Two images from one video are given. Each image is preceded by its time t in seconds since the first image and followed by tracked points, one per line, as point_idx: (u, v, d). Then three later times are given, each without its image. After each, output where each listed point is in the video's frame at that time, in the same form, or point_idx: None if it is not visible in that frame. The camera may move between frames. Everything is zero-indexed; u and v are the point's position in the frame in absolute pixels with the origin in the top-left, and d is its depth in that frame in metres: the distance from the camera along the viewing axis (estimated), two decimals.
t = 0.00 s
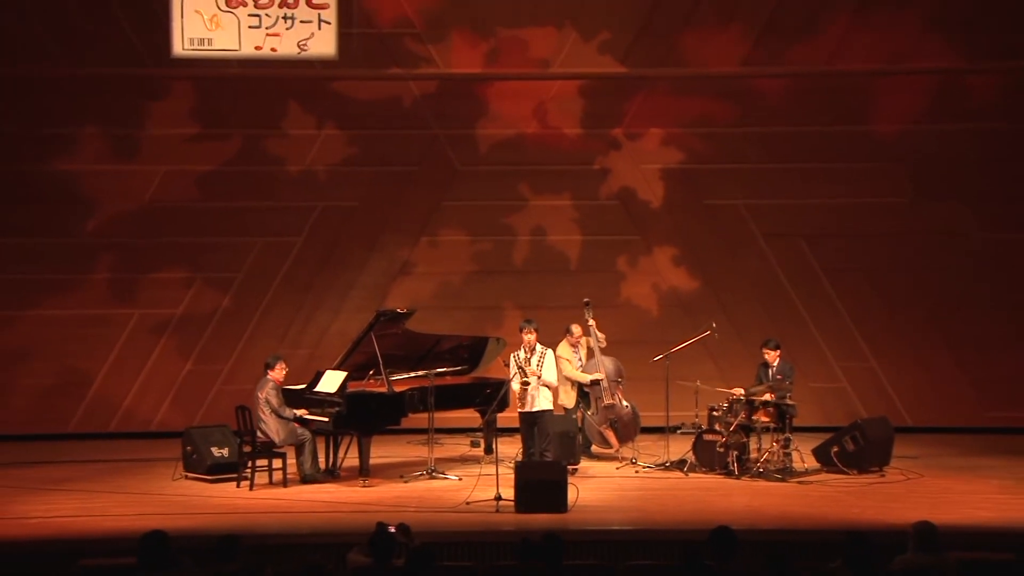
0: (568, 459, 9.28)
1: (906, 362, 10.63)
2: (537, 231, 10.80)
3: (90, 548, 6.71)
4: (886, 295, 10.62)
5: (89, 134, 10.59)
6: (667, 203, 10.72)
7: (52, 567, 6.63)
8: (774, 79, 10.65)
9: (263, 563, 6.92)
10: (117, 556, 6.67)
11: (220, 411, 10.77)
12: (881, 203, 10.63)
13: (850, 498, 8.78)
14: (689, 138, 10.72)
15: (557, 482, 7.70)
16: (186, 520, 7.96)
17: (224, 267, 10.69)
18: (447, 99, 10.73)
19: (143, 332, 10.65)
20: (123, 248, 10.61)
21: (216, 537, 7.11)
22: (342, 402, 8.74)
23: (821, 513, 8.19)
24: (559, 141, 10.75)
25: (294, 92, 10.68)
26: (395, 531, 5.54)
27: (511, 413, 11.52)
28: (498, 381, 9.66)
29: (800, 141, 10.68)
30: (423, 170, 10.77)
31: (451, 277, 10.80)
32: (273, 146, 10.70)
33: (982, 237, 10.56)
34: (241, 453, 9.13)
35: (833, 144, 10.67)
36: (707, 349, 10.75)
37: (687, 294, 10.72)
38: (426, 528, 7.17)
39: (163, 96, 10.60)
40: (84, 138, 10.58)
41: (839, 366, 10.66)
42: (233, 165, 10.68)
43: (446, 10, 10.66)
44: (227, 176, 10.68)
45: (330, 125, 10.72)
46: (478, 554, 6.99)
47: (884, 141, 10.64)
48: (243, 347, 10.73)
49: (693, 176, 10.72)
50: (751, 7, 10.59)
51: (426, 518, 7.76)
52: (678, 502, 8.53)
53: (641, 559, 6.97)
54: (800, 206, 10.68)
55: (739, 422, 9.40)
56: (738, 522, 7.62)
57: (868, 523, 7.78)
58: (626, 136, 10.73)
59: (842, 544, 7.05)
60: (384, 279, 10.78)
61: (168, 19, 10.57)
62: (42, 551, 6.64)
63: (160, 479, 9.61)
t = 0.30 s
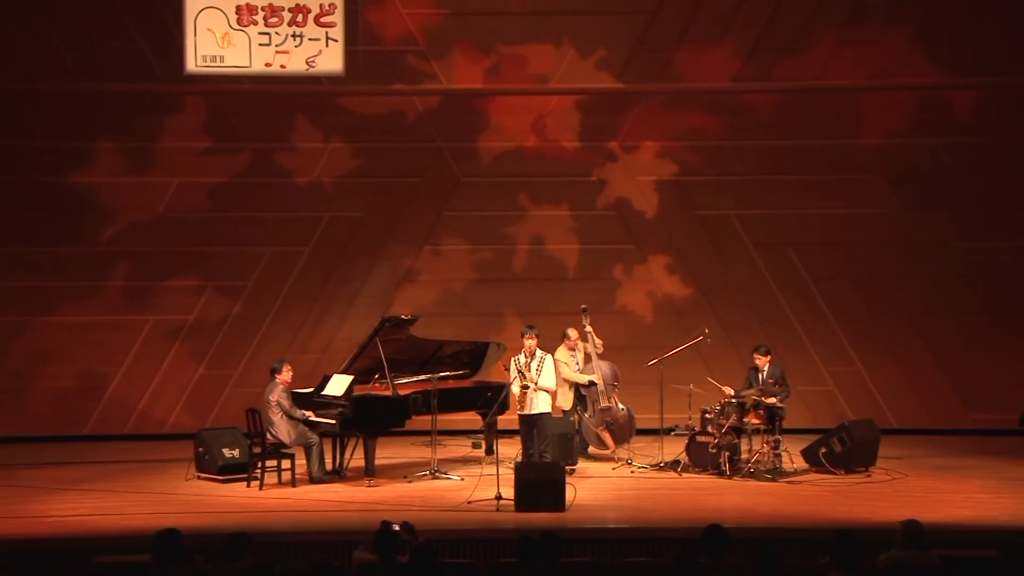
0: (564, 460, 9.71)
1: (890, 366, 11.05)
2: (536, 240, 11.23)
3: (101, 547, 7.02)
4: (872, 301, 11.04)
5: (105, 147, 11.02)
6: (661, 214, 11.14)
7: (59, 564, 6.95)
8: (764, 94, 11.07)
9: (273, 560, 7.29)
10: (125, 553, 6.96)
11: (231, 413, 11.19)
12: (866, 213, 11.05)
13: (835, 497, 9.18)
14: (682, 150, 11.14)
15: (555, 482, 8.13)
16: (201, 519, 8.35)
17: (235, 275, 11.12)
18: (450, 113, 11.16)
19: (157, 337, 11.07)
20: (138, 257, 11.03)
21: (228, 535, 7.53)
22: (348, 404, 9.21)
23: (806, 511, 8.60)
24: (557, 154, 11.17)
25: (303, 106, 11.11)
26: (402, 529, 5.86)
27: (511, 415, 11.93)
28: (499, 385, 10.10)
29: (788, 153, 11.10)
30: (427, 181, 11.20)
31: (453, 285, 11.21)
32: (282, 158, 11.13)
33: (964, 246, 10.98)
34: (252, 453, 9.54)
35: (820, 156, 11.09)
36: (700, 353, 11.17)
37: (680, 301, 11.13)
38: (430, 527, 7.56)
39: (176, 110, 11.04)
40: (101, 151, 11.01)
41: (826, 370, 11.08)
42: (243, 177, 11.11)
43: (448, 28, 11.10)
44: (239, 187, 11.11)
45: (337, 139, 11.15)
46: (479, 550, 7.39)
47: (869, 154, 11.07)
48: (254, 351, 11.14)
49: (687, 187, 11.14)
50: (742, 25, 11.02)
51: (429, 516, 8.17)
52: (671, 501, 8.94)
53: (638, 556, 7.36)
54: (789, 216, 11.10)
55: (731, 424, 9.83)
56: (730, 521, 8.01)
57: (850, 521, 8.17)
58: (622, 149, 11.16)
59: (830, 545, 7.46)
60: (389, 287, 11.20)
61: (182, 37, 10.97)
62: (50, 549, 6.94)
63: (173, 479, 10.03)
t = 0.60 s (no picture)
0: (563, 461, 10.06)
1: (876, 370, 11.48)
2: (535, 249, 11.66)
3: (117, 543, 7.41)
4: (858, 308, 11.46)
5: (121, 159, 11.45)
6: (655, 223, 11.57)
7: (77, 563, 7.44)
8: (754, 108, 11.51)
9: (283, 555, 7.70)
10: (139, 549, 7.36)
11: (241, 415, 11.62)
12: (853, 223, 11.48)
13: (820, 496, 9.61)
14: (675, 162, 11.57)
15: (554, 482, 8.57)
16: (214, 518, 8.76)
17: (245, 283, 11.55)
18: (452, 126, 11.60)
19: (170, 342, 11.51)
20: (152, 265, 11.47)
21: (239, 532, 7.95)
22: (355, 407, 9.65)
23: (792, 509, 9.02)
24: (556, 165, 11.60)
25: (311, 120, 11.55)
26: (405, 527, 6.23)
27: (511, 417, 12.36)
28: (498, 388, 10.59)
29: (778, 165, 11.53)
30: (430, 192, 11.63)
31: (455, 292, 11.64)
32: (291, 170, 11.56)
33: (947, 255, 11.41)
34: (261, 454, 9.97)
35: (809, 168, 11.52)
36: (693, 357, 11.60)
37: (673, 307, 11.57)
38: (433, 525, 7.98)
39: (189, 124, 11.48)
40: (116, 163, 11.44)
41: (814, 374, 11.51)
42: (253, 188, 11.54)
43: (451, 45, 11.54)
44: (249, 198, 11.54)
45: (344, 151, 11.59)
46: (480, 547, 7.79)
47: (856, 166, 11.50)
48: (263, 356, 11.57)
49: (680, 198, 11.57)
50: (733, 42, 11.45)
51: (432, 515, 8.60)
52: (664, 500, 9.37)
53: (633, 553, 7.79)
54: (779, 226, 11.53)
55: (723, 426, 10.30)
56: (721, 519, 8.45)
57: (833, 520, 8.58)
58: (618, 161, 11.58)
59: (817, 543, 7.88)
60: (393, 294, 11.63)
61: (195, 53, 11.37)
62: (69, 545, 7.37)
63: (186, 479, 10.45)
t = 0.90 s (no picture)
0: (562, 465, 10.49)
1: (864, 378, 11.89)
2: (535, 260, 12.09)
3: (134, 544, 7.79)
4: (847, 317, 11.89)
5: (136, 175, 11.90)
6: (651, 236, 12.00)
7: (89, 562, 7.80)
8: (746, 125, 11.95)
9: (290, 556, 8.14)
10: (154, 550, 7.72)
11: (252, 421, 12.05)
12: (842, 235, 11.90)
13: (808, 499, 10.02)
14: (670, 176, 12.01)
15: (553, 486, 8.97)
16: (228, 519, 9.21)
17: (256, 293, 11.99)
18: (455, 142, 12.04)
19: (183, 350, 11.94)
20: (167, 276, 11.91)
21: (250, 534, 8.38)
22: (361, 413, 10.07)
23: (781, 512, 9.44)
24: (555, 180, 12.04)
25: (319, 136, 11.99)
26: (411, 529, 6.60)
27: (512, 423, 12.78)
28: (501, 395, 10.94)
29: (769, 179, 11.96)
30: (434, 206, 12.07)
31: (458, 301, 12.07)
32: (300, 185, 12.00)
33: (932, 266, 11.83)
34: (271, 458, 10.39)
35: (799, 182, 11.94)
36: (687, 365, 12.02)
37: (669, 316, 11.99)
38: (437, 527, 8.40)
39: (202, 141, 11.93)
40: (132, 178, 11.89)
41: (805, 382, 11.92)
42: (264, 202, 11.98)
43: (454, 64, 11.99)
44: (259, 211, 11.98)
45: (351, 167, 12.03)
46: (482, 548, 8.20)
47: (845, 180, 11.92)
48: (273, 363, 12.00)
49: (675, 211, 12.00)
50: (726, 61, 11.89)
51: (437, 517, 9.02)
52: (659, 503, 9.78)
53: (628, 554, 8.19)
54: (770, 238, 11.96)
55: (717, 431, 10.72)
56: (714, 521, 8.86)
57: (818, 522, 8.99)
58: (615, 176, 12.02)
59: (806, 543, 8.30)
60: (398, 304, 12.06)
61: (208, 72, 11.90)
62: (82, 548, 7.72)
63: (199, 482, 10.88)
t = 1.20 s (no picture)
0: (561, 470, 10.81)
1: (852, 386, 12.33)
2: (534, 272, 12.52)
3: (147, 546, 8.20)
4: (835, 328, 12.33)
5: (150, 190, 12.35)
6: (646, 249, 12.45)
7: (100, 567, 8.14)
8: (738, 142, 12.41)
9: (297, 558, 8.62)
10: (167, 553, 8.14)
11: (261, 428, 12.48)
12: (830, 248, 12.35)
13: (795, 503, 10.45)
14: (665, 192, 12.45)
15: (552, 491, 9.42)
16: (237, 523, 9.61)
17: (265, 304, 12.43)
18: (458, 159, 12.49)
19: (195, 359, 12.38)
20: (179, 288, 12.36)
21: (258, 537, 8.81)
22: (366, 420, 10.56)
23: (769, 515, 9.87)
24: (554, 195, 12.48)
25: (326, 153, 12.45)
26: (415, 533, 7.02)
27: (513, 429, 13.22)
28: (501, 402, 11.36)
29: (760, 194, 12.41)
30: (437, 220, 12.51)
31: (460, 312, 12.51)
32: (308, 200, 12.45)
33: (917, 278, 12.27)
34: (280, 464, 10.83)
35: (788, 197, 12.39)
36: (681, 374, 12.47)
37: (663, 327, 12.43)
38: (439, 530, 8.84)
39: (214, 158, 12.39)
40: (146, 194, 12.34)
41: (794, 390, 12.36)
42: (273, 216, 12.43)
43: (456, 83, 12.46)
44: (268, 226, 12.43)
45: (357, 182, 12.48)
46: (481, 551, 8.65)
47: (833, 195, 12.36)
48: (282, 372, 12.43)
49: (669, 225, 12.45)
50: (718, 80, 12.35)
51: (439, 520, 9.46)
52: (653, 507, 10.22)
53: (624, 556, 8.63)
54: (761, 251, 12.40)
55: (710, 437, 11.18)
56: (707, 525, 9.30)
57: (804, 525, 9.42)
58: (611, 191, 12.47)
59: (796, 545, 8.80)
60: (402, 315, 12.50)
61: (220, 92, 12.37)
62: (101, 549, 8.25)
63: (211, 487, 11.31)
